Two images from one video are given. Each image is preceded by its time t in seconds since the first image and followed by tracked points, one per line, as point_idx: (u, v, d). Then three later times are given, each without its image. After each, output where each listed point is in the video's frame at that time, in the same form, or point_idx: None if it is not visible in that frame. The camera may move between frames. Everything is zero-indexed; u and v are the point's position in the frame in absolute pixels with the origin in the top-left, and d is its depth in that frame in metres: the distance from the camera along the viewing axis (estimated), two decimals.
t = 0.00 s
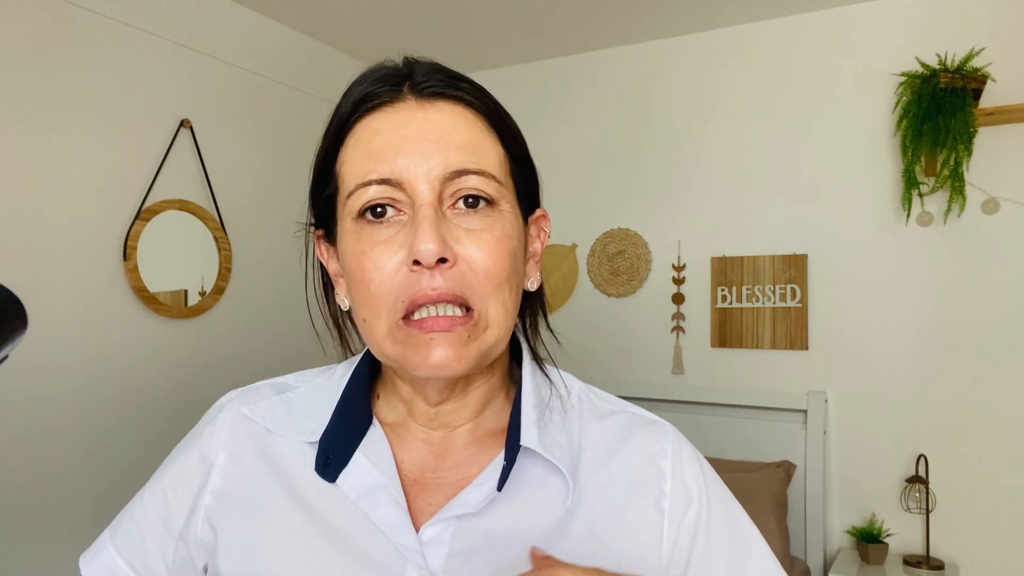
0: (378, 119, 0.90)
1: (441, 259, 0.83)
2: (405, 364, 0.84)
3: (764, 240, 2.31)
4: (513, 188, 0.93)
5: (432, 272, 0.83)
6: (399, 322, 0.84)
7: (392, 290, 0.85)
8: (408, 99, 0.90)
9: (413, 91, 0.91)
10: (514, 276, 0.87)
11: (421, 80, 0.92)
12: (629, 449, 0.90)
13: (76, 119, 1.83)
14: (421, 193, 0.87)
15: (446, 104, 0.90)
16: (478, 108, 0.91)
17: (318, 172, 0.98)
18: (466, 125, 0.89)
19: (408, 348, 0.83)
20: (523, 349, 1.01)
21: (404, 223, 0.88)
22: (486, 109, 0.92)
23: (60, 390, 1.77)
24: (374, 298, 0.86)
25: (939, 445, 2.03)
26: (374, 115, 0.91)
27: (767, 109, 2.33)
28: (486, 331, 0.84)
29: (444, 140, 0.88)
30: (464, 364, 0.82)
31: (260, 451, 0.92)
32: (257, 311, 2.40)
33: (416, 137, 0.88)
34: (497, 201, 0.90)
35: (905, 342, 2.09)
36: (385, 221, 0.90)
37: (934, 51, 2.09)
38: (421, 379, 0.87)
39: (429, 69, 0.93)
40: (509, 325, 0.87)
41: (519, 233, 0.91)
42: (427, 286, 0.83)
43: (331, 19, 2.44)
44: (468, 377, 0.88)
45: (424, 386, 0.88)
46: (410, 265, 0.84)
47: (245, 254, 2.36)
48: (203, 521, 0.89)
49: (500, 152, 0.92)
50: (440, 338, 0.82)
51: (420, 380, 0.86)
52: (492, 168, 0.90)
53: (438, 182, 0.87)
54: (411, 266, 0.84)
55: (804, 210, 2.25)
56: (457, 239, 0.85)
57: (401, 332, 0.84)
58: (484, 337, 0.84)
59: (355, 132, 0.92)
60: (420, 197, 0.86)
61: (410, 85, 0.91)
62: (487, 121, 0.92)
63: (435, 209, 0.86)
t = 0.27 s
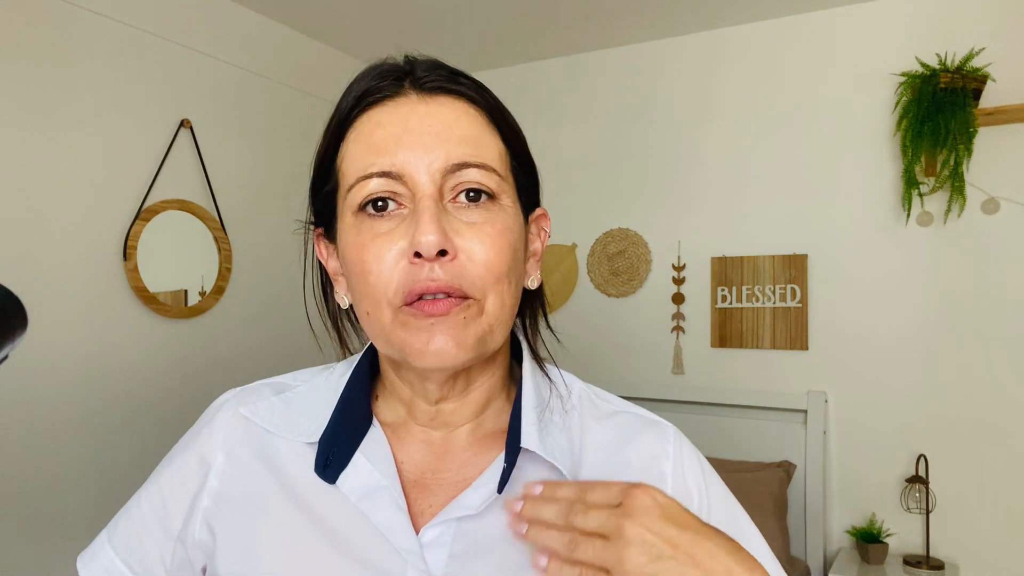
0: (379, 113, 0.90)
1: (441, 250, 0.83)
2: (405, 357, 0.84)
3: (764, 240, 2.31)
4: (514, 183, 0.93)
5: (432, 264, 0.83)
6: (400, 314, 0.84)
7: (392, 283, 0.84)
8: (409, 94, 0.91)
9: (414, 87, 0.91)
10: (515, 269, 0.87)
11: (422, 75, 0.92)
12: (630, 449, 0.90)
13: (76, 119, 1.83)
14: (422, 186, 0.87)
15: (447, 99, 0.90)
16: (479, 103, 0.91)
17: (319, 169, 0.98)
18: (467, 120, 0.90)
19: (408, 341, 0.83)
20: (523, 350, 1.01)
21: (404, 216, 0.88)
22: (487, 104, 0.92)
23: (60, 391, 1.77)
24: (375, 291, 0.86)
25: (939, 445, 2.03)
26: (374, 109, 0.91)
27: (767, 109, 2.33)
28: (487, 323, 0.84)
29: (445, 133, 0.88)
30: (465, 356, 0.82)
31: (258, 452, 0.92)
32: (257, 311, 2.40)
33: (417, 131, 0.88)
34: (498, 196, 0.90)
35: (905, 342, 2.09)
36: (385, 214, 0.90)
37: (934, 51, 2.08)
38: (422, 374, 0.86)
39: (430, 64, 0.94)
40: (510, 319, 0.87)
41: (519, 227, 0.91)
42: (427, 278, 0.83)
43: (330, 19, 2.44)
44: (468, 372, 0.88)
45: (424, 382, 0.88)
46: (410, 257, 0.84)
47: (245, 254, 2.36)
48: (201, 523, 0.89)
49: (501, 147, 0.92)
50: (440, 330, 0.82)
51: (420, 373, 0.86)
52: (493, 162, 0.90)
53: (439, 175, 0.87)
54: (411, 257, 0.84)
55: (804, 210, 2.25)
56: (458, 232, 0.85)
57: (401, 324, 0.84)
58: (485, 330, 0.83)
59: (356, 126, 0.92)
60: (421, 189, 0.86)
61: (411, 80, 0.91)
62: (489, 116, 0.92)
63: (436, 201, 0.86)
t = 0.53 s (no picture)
0: (381, 114, 0.90)
1: (443, 253, 0.82)
2: (407, 359, 0.84)
3: (764, 240, 2.31)
4: (515, 184, 0.93)
5: (434, 267, 0.83)
6: (401, 316, 0.84)
7: (394, 286, 0.84)
8: (411, 95, 0.91)
9: (416, 88, 0.91)
10: (517, 272, 0.87)
11: (424, 77, 0.92)
12: (631, 450, 0.90)
13: (76, 119, 1.83)
14: (424, 188, 0.87)
15: (449, 101, 0.90)
16: (481, 105, 0.91)
17: (319, 170, 0.98)
18: (469, 121, 0.90)
19: (411, 343, 0.83)
20: (524, 351, 1.01)
21: (406, 219, 0.88)
22: (489, 106, 0.92)
23: (61, 391, 1.78)
24: (376, 294, 0.86)
25: (939, 445, 2.03)
26: (376, 111, 0.91)
27: (767, 109, 2.33)
28: (489, 327, 0.84)
29: (448, 136, 0.88)
30: (467, 359, 0.82)
31: (259, 453, 0.92)
32: (257, 311, 2.40)
33: (419, 133, 0.88)
34: (500, 198, 0.90)
35: (905, 342, 2.09)
36: (387, 216, 0.90)
37: (934, 51, 2.08)
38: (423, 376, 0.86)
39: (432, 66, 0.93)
40: (511, 322, 0.87)
41: (521, 229, 0.91)
42: (429, 281, 0.83)
43: (331, 19, 2.44)
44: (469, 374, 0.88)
45: (425, 384, 0.88)
46: (412, 260, 0.84)
47: (245, 254, 2.36)
48: (202, 524, 0.90)
49: (503, 149, 0.92)
50: (443, 333, 0.82)
51: (422, 375, 0.86)
52: (495, 165, 0.90)
53: (441, 178, 0.87)
54: (413, 260, 0.84)
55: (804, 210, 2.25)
56: (460, 235, 0.85)
57: (403, 327, 0.84)
58: (487, 333, 0.83)
59: (357, 127, 0.92)
60: (423, 192, 0.86)
61: (413, 81, 0.91)
62: (490, 117, 0.92)
63: (438, 204, 0.86)
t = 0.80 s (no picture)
0: (381, 121, 0.90)
1: (444, 265, 0.83)
2: (408, 370, 0.84)
3: (764, 240, 2.31)
4: (516, 188, 0.93)
5: (435, 279, 0.83)
6: (402, 326, 0.85)
7: (394, 296, 0.85)
8: (411, 100, 0.90)
9: (415, 93, 0.91)
10: (518, 280, 0.88)
11: (424, 81, 0.91)
12: (634, 452, 0.90)
13: (76, 119, 1.83)
14: (424, 198, 0.87)
15: (449, 106, 0.90)
16: (481, 109, 0.91)
17: (318, 173, 0.98)
18: (470, 128, 0.89)
19: (411, 354, 0.84)
20: (526, 353, 1.01)
21: (406, 227, 0.88)
22: (490, 111, 0.91)
23: (61, 391, 1.78)
24: (376, 303, 0.86)
25: (938, 445, 2.03)
26: (376, 117, 0.91)
27: (767, 109, 2.33)
28: (490, 337, 0.84)
29: (448, 143, 0.88)
30: (468, 369, 0.83)
31: (260, 455, 0.92)
32: (258, 311, 2.40)
33: (419, 140, 0.87)
34: (501, 206, 0.90)
35: (905, 342, 2.09)
36: (387, 224, 0.90)
37: (934, 51, 2.09)
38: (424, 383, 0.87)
39: (432, 69, 0.93)
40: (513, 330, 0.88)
41: (522, 236, 0.91)
42: (430, 293, 0.83)
43: (330, 19, 2.44)
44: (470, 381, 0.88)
45: (426, 391, 0.88)
46: (413, 270, 0.84)
47: (245, 254, 2.36)
48: (204, 525, 0.90)
49: (503, 154, 0.92)
50: (443, 345, 0.82)
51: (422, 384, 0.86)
52: (496, 171, 0.90)
53: (442, 187, 0.87)
54: (414, 271, 0.84)
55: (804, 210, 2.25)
56: (461, 244, 0.85)
57: (404, 337, 0.84)
58: (488, 344, 0.84)
59: (357, 133, 0.92)
60: (423, 201, 0.86)
61: (413, 86, 0.91)
62: (491, 122, 0.92)
63: (439, 213, 0.86)
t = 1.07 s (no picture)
0: (376, 120, 0.90)
1: (439, 262, 0.83)
2: (404, 368, 0.84)
3: (764, 240, 2.31)
4: (513, 187, 0.93)
5: (430, 276, 0.83)
6: (398, 325, 0.85)
7: (390, 294, 0.85)
8: (406, 99, 0.90)
9: (411, 92, 0.91)
10: (514, 278, 0.87)
11: (419, 80, 0.91)
12: (635, 453, 0.90)
13: (76, 119, 1.83)
14: (419, 196, 0.87)
15: (445, 104, 0.90)
16: (477, 107, 0.91)
17: (317, 173, 0.98)
18: (465, 126, 0.89)
19: (406, 352, 0.84)
20: (527, 353, 1.01)
21: (402, 226, 0.88)
22: (485, 109, 0.91)
23: (61, 391, 1.78)
24: (372, 302, 0.86)
25: (939, 445, 2.03)
26: (371, 116, 0.91)
27: (767, 109, 2.33)
28: (485, 335, 0.84)
29: (443, 141, 0.88)
30: (463, 367, 0.83)
31: (261, 455, 0.92)
32: (258, 311, 2.40)
33: (414, 139, 0.87)
34: (497, 204, 0.90)
35: (905, 342, 2.09)
36: (383, 223, 0.90)
37: (934, 51, 2.09)
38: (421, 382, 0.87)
39: (428, 68, 0.93)
40: (509, 327, 0.88)
41: (519, 234, 0.91)
42: (425, 291, 0.83)
43: (330, 19, 2.44)
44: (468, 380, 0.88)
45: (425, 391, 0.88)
46: (408, 268, 0.84)
47: (245, 254, 2.36)
48: (204, 526, 0.90)
49: (500, 152, 0.92)
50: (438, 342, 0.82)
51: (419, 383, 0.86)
52: (491, 169, 0.90)
53: (437, 185, 0.87)
54: (408, 269, 0.84)
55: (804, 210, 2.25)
56: (456, 242, 0.85)
57: (400, 335, 0.84)
58: (484, 342, 0.84)
59: (353, 132, 0.92)
60: (418, 200, 0.86)
61: (408, 84, 0.91)
62: (486, 120, 0.91)
63: (434, 211, 0.86)
